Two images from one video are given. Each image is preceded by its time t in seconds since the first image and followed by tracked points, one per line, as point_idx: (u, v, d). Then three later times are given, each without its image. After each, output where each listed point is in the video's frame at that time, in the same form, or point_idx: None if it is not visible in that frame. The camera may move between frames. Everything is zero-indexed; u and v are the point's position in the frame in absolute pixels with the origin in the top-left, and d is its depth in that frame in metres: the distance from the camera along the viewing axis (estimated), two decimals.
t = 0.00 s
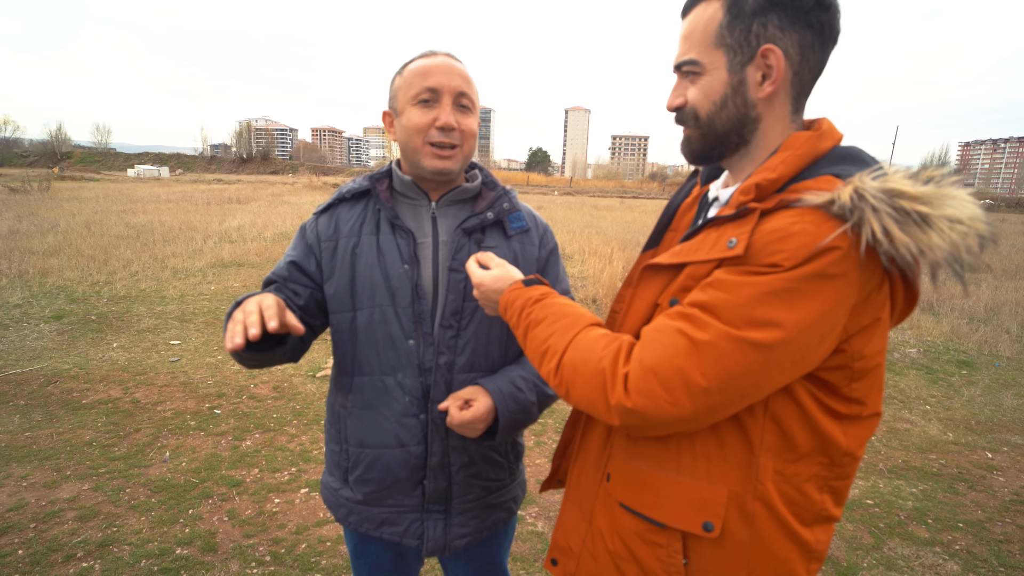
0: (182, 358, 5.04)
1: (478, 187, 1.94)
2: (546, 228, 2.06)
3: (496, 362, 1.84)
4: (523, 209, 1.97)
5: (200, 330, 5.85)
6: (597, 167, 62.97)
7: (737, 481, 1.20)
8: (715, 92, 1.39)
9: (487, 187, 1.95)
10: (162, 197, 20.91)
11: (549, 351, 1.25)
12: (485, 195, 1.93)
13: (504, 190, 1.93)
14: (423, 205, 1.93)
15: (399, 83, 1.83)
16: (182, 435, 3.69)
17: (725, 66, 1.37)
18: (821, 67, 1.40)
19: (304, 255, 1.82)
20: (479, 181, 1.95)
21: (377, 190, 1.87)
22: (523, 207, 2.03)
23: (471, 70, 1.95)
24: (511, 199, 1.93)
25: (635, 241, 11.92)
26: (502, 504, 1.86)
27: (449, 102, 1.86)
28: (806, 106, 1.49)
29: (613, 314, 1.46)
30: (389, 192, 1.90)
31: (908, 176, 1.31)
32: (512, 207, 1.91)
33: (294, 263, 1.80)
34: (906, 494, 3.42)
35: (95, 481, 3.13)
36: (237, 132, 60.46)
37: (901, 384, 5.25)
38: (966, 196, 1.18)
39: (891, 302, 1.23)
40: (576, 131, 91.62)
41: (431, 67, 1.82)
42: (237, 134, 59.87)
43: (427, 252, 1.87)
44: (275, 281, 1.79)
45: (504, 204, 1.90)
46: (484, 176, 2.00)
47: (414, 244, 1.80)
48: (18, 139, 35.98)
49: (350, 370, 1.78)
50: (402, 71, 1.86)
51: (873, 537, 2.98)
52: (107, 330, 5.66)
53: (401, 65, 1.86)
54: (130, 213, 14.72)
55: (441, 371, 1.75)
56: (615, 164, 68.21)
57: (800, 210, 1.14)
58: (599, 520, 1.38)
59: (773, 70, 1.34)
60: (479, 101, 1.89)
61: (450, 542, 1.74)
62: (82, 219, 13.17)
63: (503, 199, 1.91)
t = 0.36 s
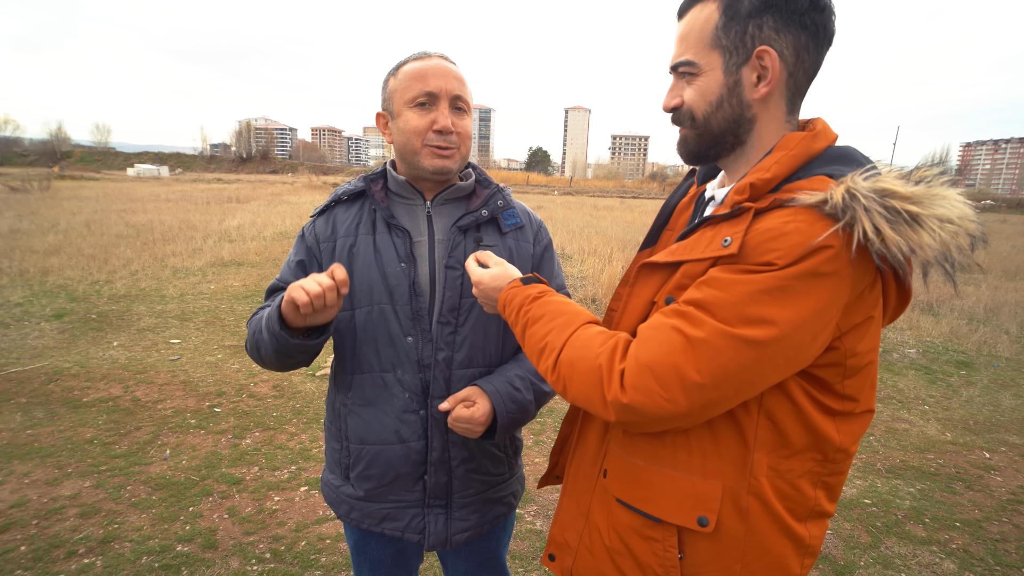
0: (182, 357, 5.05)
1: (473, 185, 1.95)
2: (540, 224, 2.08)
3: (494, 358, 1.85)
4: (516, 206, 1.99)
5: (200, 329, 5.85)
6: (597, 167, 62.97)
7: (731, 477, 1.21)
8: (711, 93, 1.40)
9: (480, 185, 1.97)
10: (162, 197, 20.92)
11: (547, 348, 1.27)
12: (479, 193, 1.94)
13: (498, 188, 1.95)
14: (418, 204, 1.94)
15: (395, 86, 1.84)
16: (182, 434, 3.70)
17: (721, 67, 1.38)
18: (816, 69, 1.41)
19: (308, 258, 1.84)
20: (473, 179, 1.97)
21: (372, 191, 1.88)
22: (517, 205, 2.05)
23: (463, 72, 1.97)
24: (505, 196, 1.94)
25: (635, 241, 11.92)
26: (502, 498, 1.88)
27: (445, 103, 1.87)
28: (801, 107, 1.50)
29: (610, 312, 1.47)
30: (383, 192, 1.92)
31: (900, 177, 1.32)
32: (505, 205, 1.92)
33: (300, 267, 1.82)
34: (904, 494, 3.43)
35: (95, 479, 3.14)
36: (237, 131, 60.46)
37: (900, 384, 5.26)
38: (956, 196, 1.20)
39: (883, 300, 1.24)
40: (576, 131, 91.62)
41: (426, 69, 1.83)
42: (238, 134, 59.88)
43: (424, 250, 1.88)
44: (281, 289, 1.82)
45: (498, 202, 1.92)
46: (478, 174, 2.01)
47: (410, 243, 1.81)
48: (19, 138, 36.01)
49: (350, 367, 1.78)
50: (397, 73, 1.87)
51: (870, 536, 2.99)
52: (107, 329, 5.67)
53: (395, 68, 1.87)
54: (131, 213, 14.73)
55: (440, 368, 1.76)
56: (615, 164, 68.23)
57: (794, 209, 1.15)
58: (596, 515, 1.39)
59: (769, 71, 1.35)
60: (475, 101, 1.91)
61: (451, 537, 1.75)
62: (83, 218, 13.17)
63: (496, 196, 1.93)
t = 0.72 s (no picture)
0: (187, 356, 5.07)
1: (480, 187, 1.97)
2: (545, 226, 2.09)
3: (501, 357, 1.87)
4: (523, 207, 2.00)
5: (205, 328, 5.88)
6: (600, 167, 62.91)
7: (733, 473, 1.22)
8: (712, 94, 1.40)
9: (488, 186, 1.98)
10: (167, 197, 21.01)
11: (549, 345, 1.28)
12: (487, 194, 1.95)
13: (506, 189, 1.96)
14: (427, 204, 1.95)
15: (403, 89, 1.83)
16: (187, 433, 3.72)
17: (722, 68, 1.39)
18: (816, 70, 1.42)
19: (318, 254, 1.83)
20: (481, 180, 1.98)
21: (381, 189, 1.88)
22: (523, 206, 2.06)
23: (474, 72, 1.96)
24: (513, 198, 1.95)
25: (638, 241, 11.92)
26: (507, 495, 1.89)
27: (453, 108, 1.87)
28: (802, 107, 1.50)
29: (612, 311, 1.47)
30: (392, 191, 1.92)
31: (898, 176, 1.33)
32: (513, 207, 1.93)
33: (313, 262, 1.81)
34: (907, 494, 3.42)
35: (102, 476, 3.16)
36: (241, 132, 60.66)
37: (904, 385, 5.25)
38: (954, 195, 1.20)
39: (882, 298, 1.25)
40: (578, 131, 91.59)
41: (435, 74, 1.81)
42: (241, 135, 60.08)
43: (433, 250, 1.89)
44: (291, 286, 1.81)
45: (507, 203, 1.93)
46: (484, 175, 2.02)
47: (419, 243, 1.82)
48: (24, 139, 36.23)
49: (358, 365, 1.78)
50: (405, 76, 1.86)
51: (873, 536, 2.99)
52: (113, 328, 5.70)
53: (404, 70, 1.86)
54: (135, 213, 14.80)
55: (449, 367, 1.77)
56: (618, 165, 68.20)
57: (794, 208, 1.15)
58: (599, 511, 1.40)
59: (769, 73, 1.35)
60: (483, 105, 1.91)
61: (458, 533, 1.76)
62: (88, 218, 13.25)
63: (503, 197, 1.94)
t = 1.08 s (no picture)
0: (192, 358, 5.11)
1: (484, 191, 1.98)
2: (548, 230, 2.11)
3: (503, 361, 1.88)
4: (526, 212, 2.02)
5: (210, 331, 5.92)
6: (603, 169, 62.91)
7: (732, 474, 1.23)
8: (712, 100, 1.42)
9: (492, 191, 1.99)
10: (173, 200, 21.15)
11: (552, 349, 1.29)
12: (491, 199, 1.97)
13: (510, 193, 1.97)
14: (431, 208, 1.97)
15: (407, 93, 1.86)
16: (193, 434, 3.75)
17: (721, 75, 1.40)
18: (813, 76, 1.44)
19: (323, 256, 1.86)
20: (485, 185, 2.00)
21: (386, 194, 1.91)
22: (527, 210, 2.08)
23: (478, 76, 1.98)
24: (516, 203, 1.97)
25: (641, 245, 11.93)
26: (510, 496, 1.90)
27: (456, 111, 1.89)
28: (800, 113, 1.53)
29: (614, 314, 1.49)
30: (397, 196, 1.95)
31: (895, 181, 1.35)
32: (517, 211, 1.95)
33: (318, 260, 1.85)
34: (910, 497, 3.42)
35: (109, 478, 3.19)
36: (246, 136, 61.00)
37: (908, 388, 5.24)
38: (949, 200, 1.22)
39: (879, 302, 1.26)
40: (582, 134, 91.67)
41: (438, 78, 1.83)
42: (246, 138, 60.43)
43: (437, 254, 1.91)
44: (295, 286, 1.84)
45: (510, 208, 1.95)
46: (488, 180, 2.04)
47: (424, 247, 1.85)
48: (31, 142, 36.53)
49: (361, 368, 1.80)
50: (409, 80, 1.88)
51: (876, 538, 2.99)
52: (119, 331, 5.75)
53: (408, 73, 1.88)
54: (141, 216, 14.90)
55: (451, 370, 1.79)
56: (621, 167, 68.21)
57: (791, 214, 1.17)
58: (600, 512, 1.41)
59: (768, 79, 1.37)
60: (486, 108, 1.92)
61: (460, 534, 1.78)
62: (94, 222, 13.36)
63: (507, 202, 1.95)
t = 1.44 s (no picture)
0: (193, 357, 5.13)
1: (483, 191, 1.99)
2: (548, 230, 2.12)
3: (501, 359, 1.89)
4: (526, 212, 2.03)
5: (211, 330, 5.94)
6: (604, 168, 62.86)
7: (729, 471, 1.24)
8: (709, 100, 1.43)
9: (492, 191, 2.00)
10: (173, 199, 21.17)
11: (550, 348, 1.30)
12: (490, 198, 1.98)
13: (510, 193, 1.98)
14: (430, 208, 1.98)
15: (409, 94, 1.86)
16: (195, 432, 3.76)
17: (719, 76, 1.41)
18: (811, 78, 1.45)
19: (326, 254, 1.86)
20: (484, 185, 2.01)
21: (387, 194, 1.92)
22: (526, 210, 2.09)
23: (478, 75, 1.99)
24: (515, 203, 1.98)
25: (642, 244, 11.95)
26: (509, 494, 1.92)
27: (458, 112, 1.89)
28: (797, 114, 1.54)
29: (612, 313, 1.50)
30: (398, 196, 1.96)
31: (889, 182, 1.37)
32: (516, 211, 1.96)
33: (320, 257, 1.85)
34: (909, 495, 3.43)
35: (111, 475, 3.20)
36: (246, 134, 61.00)
37: (907, 387, 5.24)
38: (942, 200, 1.24)
39: (875, 301, 1.27)
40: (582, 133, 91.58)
41: (439, 79, 1.84)
42: (247, 137, 60.43)
43: (437, 253, 1.92)
44: (297, 284, 1.83)
45: (509, 208, 1.96)
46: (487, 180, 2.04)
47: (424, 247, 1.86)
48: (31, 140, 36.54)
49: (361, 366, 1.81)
50: (410, 81, 1.89)
51: (874, 536, 3.00)
52: (121, 329, 5.77)
53: (409, 74, 1.88)
54: (142, 215, 14.90)
55: (450, 368, 1.80)
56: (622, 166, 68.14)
57: (788, 214, 1.18)
58: (598, 509, 1.43)
59: (765, 81, 1.39)
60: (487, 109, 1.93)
61: (459, 531, 1.79)
62: (95, 220, 13.39)
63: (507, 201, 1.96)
